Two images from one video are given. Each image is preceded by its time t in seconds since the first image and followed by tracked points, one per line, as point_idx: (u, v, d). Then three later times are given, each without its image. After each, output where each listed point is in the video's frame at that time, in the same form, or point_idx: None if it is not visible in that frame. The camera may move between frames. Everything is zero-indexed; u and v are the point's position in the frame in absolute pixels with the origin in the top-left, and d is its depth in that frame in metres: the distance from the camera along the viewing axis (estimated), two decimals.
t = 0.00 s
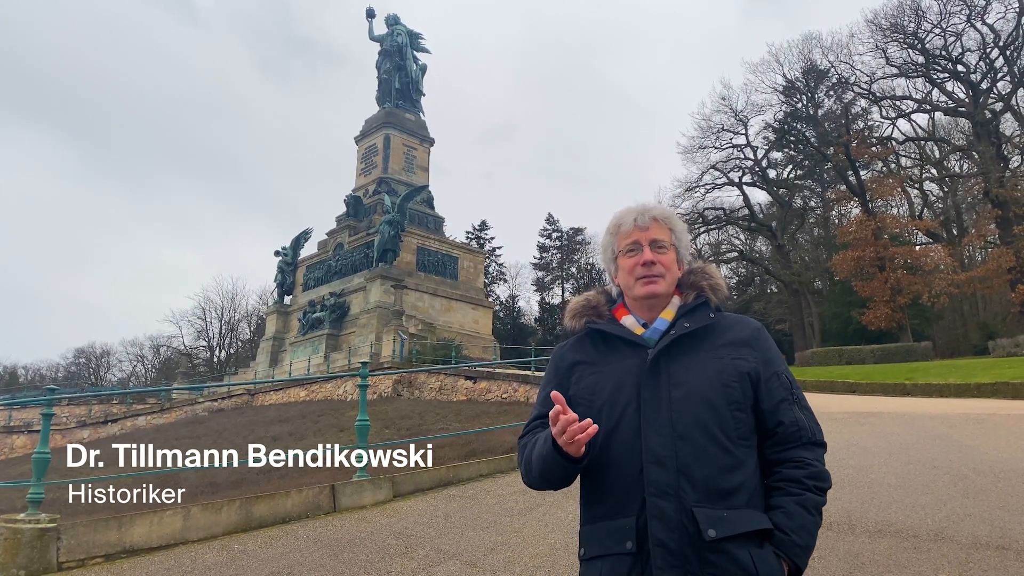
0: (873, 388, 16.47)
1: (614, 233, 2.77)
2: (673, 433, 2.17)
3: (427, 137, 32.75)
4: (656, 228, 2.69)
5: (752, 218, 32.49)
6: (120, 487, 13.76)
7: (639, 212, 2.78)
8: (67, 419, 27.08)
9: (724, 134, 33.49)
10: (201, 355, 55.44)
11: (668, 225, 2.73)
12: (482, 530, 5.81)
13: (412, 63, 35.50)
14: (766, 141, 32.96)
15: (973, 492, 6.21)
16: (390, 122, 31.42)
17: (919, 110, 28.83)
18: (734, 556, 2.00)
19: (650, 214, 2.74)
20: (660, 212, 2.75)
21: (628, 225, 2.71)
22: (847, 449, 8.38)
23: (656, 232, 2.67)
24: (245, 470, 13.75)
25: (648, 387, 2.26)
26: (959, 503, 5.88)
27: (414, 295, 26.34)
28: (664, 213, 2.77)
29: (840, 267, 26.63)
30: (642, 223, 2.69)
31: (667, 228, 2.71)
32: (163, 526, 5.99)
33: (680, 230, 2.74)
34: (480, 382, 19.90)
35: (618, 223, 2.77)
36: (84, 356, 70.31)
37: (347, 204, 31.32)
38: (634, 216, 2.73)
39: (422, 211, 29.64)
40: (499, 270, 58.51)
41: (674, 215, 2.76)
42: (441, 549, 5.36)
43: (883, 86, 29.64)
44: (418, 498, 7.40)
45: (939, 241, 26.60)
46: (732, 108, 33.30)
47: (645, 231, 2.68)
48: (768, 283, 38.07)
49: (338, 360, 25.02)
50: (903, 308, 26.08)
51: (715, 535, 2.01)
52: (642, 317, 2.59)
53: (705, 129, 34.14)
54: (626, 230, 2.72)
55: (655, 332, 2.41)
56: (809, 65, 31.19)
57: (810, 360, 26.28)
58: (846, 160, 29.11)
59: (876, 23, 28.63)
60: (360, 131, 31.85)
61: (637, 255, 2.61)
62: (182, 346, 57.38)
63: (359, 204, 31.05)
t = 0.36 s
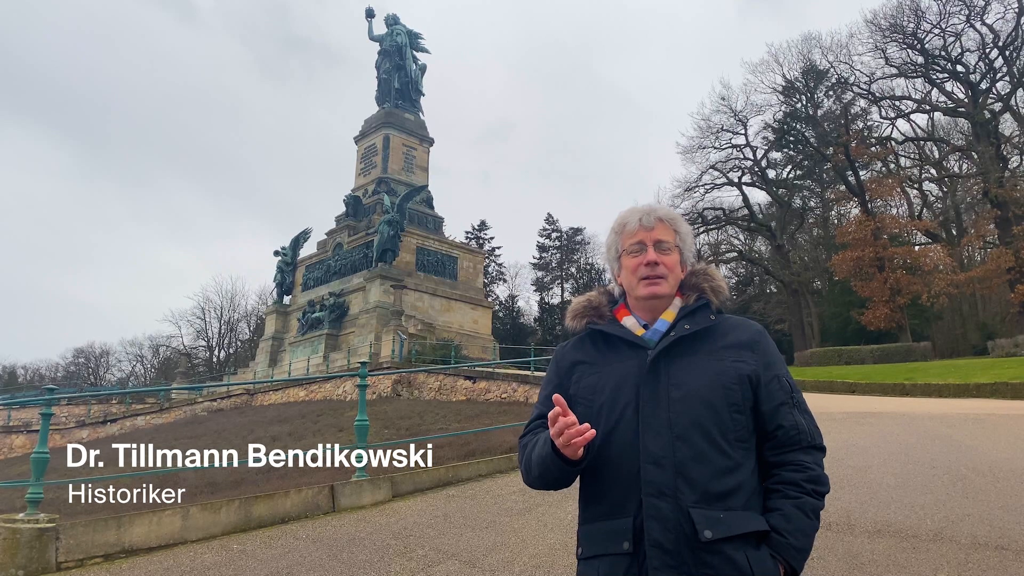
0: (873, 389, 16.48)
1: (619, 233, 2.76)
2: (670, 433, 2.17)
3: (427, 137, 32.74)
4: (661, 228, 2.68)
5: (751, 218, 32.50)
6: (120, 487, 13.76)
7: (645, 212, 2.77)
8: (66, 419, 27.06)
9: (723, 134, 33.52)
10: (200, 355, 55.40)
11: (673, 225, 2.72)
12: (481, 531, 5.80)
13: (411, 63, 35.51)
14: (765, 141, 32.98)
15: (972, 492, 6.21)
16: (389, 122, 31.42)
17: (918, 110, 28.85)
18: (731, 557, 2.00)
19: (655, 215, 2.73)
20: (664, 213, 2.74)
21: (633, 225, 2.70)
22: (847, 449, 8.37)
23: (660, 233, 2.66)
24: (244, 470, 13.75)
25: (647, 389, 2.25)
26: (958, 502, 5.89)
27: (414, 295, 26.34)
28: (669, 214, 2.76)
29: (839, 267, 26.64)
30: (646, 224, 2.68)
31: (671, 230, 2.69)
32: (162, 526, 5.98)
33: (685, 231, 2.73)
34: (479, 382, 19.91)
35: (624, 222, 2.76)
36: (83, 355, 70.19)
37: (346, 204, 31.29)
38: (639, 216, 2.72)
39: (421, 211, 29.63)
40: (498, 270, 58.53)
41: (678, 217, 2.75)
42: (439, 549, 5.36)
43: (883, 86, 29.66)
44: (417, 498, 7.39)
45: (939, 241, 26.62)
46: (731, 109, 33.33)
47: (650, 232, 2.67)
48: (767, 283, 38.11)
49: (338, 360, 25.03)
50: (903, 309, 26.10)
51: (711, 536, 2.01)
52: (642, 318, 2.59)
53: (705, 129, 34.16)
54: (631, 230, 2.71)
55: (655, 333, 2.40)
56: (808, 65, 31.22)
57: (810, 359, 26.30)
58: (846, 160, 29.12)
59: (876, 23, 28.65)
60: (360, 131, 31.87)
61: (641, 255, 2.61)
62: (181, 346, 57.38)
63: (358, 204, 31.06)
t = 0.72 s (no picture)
0: (872, 388, 16.50)
1: (645, 229, 2.76)
2: (640, 433, 2.19)
3: (426, 138, 32.76)
4: (688, 229, 2.66)
5: (750, 218, 32.53)
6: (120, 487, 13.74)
7: (674, 211, 2.75)
8: (65, 419, 27.04)
9: (723, 134, 33.58)
10: (199, 355, 55.39)
11: (701, 228, 2.70)
12: (479, 531, 5.79)
13: (411, 63, 35.52)
14: (765, 141, 33.02)
15: (971, 492, 6.22)
16: (389, 123, 31.42)
17: (918, 110, 28.90)
18: (676, 558, 1.99)
19: (684, 215, 2.71)
20: (694, 214, 2.72)
21: (660, 223, 2.70)
22: (846, 449, 8.38)
23: (687, 234, 2.66)
24: (244, 470, 13.75)
25: (631, 387, 2.28)
26: (957, 503, 5.89)
27: (413, 295, 26.34)
28: (700, 216, 2.73)
29: (838, 267, 26.68)
30: (674, 223, 2.68)
31: (699, 232, 2.67)
32: (162, 527, 5.97)
33: (713, 234, 2.70)
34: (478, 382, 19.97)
35: (651, 219, 2.76)
36: (81, 356, 70.06)
37: (346, 204, 31.29)
38: (666, 215, 2.71)
39: (421, 211, 29.63)
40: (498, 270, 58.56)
41: (708, 219, 2.72)
42: (439, 549, 5.35)
43: (882, 86, 29.71)
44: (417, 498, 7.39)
45: (938, 241, 26.65)
46: (731, 109, 33.40)
47: (677, 231, 2.66)
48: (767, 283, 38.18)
49: (337, 360, 25.04)
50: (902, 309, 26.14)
51: (657, 535, 2.02)
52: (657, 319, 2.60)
53: (704, 129, 34.22)
54: (657, 228, 2.71)
55: (655, 333, 2.41)
56: (808, 65, 31.29)
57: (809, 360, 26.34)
58: (845, 160, 29.14)
59: (875, 24, 28.68)
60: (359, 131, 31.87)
61: (664, 254, 2.61)
62: (181, 346, 57.36)
63: (357, 204, 31.07)
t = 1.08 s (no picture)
0: (872, 388, 16.51)
1: (612, 234, 2.75)
2: (611, 438, 2.24)
3: (426, 137, 32.76)
4: (653, 229, 2.64)
5: (750, 218, 32.53)
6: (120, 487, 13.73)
7: (640, 211, 2.74)
8: (65, 419, 27.04)
9: (722, 134, 33.62)
10: (199, 354, 55.39)
11: (667, 224, 2.68)
12: (478, 531, 5.79)
13: (411, 63, 35.52)
14: (765, 141, 33.03)
15: (970, 492, 6.21)
16: (389, 122, 31.42)
17: (917, 110, 28.92)
18: (642, 563, 2.04)
19: (648, 215, 2.70)
20: (659, 212, 2.70)
21: (624, 228, 2.69)
22: (845, 449, 8.38)
23: (653, 234, 2.63)
24: (243, 470, 13.75)
25: (604, 392, 2.33)
26: (957, 502, 5.88)
27: (412, 295, 26.35)
28: (665, 212, 2.71)
29: (837, 267, 26.68)
30: (638, 225, 2.66)
31: (665, 229, 2.66)
32: (161, 526, 5.97)
33: (681, 230, 2.67)
34: (478, 382, 20.07)
35: (616, 224, 2.75)
36: (81, 356, 69.94)
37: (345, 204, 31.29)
38: (630, 218, 2.70)
39: (420, 211, 29.62)
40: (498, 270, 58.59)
41: (675, 214, 2.69)
42: (438, 549, 5.35)
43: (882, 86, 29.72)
44: (416, 498, 7.39)
45: (937, 241, 26.66)
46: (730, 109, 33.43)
47: (642, 233, 2.65)
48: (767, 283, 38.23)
49: (337, 360, 25.06)
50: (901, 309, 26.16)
51: (623, 540, 2.08)
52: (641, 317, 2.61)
53: (704, 129, 34.26)
54: (623, 233, 2.70)
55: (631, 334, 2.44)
56: (807, 65, 31.31)
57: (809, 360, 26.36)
58: (844, 160, 29.13)
59: (875, 24, 28.69)
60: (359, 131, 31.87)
61: (634, 257, 2.60)
62: (181, 346, 57.34)
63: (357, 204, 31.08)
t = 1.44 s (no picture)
0: (871, 388, 16.53)
1: (595, 240, 2.76)
2: (601, 442, 2.24)
3: (426, 138, 32.75)
4: (633, 230, 2.65)
5: (750, 218, 32.54)
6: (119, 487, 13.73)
7: (619, 214, 2.75)
8: (64, 419, 27.02)
9: (722, 134, 33.65)
10: (198, 354, 55.41)
11: (647, 224, 2.68)
12: (477, 531, 5.79)
13: (410, 63, 35.51)
14: (764, 142, 33.04)
15: (969, 492, 6.21)
16: (388, 122, 31.41)
17: (916, 111, 28.93)
18: (636, 567, 2.04)
19: (628, 217, 2.70)
20: (638, 213, 2.70)
21: (605, 232, 2.70)
22: (844, 449, 8.38)
23: (634, 236, 2.64)
24: (243, 470, 13.75)
25: (593, 395, 2.33)
26: (955, 503, 5.88)
27: (412, 295, 26.35)
28: (644, 213, 2.71)
29: (836, 267, 26.71)
30: (618, 228, 2.66)
31: (645, 230, 2.66)
32: (159, 526, 5.96)
33: (662, 229, 2.67)
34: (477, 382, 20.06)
35: (597, 228, 2.76)
36: (80, 356, 69.86)
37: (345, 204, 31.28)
38: (610, 222, 2.71)
39: (420, 211, 29.62)
40: (497, 270, 58.58)
41: (654, 214, 2.70)
42: (437, 549, 5.35)
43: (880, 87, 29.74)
44: (415, 498, 7.38)
45: (936, 241, 26.66)
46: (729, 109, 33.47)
47: (622, 236, 2.65)
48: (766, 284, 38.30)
49: (337, 360, 25.07)
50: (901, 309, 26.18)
51: (616, 544, 2.08)
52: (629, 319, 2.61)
53: (703, 129, 34.29)
54: (604, 237, 2.71)
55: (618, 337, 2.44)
56: (807, 65, 31.33)
57: (808, 360, 26.38)
58: (844, 160, 29.14)
59: (874, 24, 28.70)
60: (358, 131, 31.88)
61: (617, 261, 2.61)
62: (180, 346, 57.32)
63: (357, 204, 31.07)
